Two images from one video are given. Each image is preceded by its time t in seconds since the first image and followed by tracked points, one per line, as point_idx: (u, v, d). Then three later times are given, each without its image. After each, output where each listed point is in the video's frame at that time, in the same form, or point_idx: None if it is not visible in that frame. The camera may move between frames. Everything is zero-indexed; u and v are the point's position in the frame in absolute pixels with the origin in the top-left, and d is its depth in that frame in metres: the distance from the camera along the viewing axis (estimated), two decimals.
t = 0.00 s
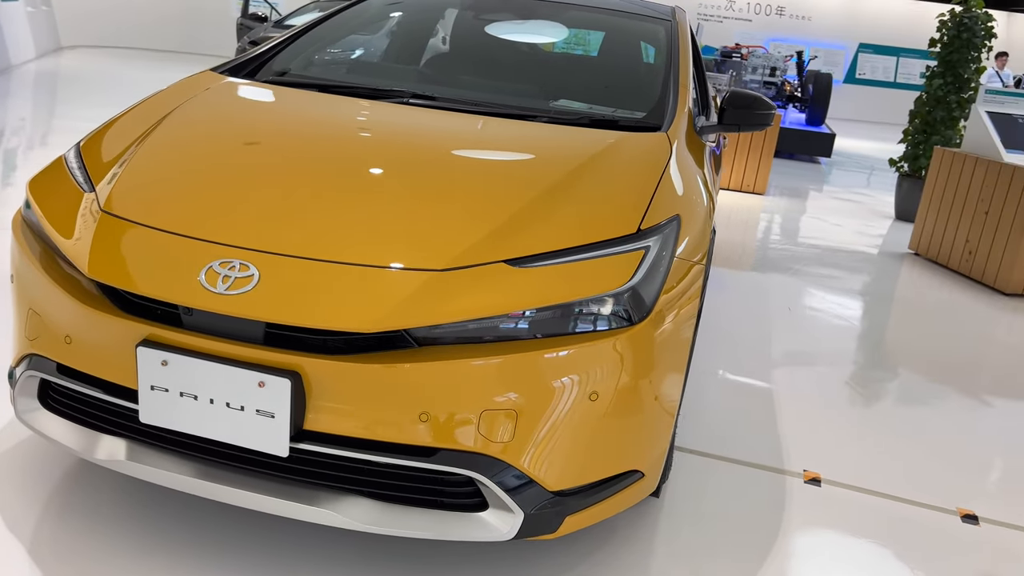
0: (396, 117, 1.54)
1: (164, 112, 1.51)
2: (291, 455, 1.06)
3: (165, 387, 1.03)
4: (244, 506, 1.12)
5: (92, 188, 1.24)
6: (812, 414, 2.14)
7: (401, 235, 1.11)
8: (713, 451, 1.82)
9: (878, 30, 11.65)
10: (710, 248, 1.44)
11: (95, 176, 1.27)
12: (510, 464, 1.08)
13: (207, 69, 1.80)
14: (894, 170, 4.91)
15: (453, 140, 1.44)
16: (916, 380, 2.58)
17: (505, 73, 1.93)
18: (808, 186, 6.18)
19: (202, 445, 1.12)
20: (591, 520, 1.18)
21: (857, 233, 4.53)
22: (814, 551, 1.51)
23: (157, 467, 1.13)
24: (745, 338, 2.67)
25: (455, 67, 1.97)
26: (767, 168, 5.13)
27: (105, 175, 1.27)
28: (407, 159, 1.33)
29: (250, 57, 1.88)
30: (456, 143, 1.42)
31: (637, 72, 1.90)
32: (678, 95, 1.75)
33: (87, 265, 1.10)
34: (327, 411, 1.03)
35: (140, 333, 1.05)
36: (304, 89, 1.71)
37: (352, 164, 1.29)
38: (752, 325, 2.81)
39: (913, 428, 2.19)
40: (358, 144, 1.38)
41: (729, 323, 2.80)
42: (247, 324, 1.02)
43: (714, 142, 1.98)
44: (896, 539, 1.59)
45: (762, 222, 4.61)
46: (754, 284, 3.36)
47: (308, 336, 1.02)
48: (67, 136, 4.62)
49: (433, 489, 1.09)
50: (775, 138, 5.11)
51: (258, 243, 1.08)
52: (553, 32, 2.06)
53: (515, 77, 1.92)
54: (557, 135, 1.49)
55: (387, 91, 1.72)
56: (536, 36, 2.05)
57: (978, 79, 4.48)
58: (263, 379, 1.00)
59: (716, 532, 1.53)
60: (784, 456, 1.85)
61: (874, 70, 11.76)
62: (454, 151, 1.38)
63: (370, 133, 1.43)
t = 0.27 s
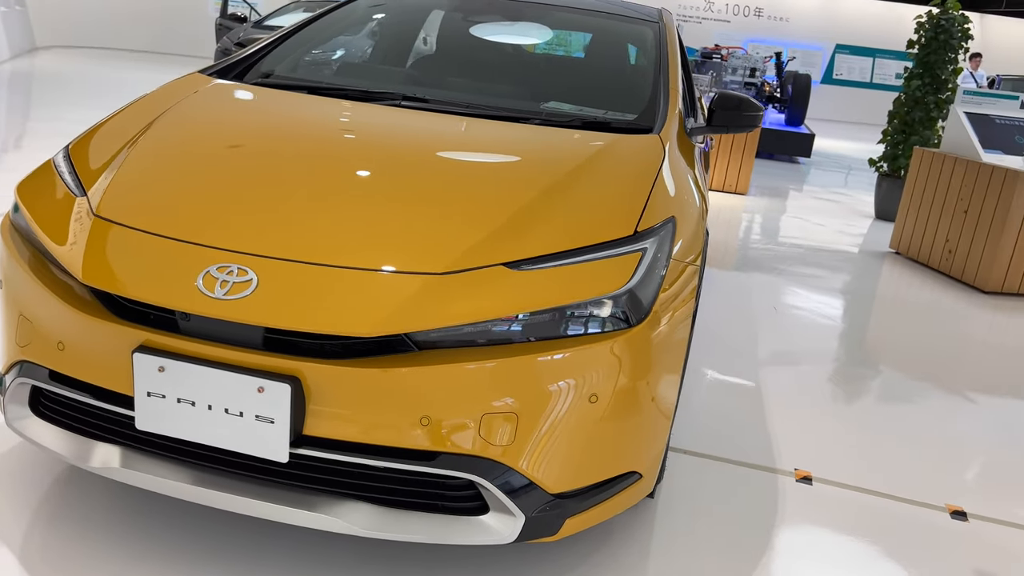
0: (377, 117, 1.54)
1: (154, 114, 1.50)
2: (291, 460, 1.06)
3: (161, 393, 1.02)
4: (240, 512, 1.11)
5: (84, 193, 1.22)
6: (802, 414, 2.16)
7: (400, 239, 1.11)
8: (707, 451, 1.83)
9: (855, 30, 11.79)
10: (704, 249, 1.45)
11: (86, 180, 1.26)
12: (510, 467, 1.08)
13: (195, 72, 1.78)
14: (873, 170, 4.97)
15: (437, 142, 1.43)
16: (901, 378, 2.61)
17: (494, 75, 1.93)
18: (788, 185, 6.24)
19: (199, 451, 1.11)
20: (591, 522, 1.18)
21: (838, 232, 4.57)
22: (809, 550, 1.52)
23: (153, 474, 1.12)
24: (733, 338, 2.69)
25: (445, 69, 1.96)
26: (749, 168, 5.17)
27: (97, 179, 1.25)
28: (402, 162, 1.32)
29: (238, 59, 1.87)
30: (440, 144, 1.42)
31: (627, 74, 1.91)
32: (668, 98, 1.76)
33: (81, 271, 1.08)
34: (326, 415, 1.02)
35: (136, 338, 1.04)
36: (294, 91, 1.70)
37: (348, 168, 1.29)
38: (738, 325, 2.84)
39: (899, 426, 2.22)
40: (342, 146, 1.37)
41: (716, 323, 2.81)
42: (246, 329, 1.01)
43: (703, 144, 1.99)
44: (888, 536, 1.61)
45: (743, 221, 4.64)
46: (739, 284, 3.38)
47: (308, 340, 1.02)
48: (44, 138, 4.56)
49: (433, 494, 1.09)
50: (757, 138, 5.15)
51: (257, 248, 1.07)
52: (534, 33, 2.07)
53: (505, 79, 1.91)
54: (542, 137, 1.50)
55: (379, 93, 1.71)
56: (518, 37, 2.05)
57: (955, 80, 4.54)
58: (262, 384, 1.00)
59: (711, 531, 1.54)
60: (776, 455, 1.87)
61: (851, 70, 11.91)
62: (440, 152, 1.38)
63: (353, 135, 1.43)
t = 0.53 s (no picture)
0: (365, 118, 1.54)
1: (149, 117, 1.48)
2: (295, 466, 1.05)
3: (164, 400, 1.01)
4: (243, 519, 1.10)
5: (80, 197, 1.21)
6: (797, 415, 2.17)
7: (404, 243, 1.11)
8: (705, 452, 1.84)
9: (838, 32, 11.89)
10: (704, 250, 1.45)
11: (83, 184, 1.24)
12: (516, 471, 1.07)
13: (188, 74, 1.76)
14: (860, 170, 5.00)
15: (427, 144, 1.43)
16: (893, 378, 2.63)
17: (490, 77, 1.93)
18: (774, 186, 6.28)
19: (200, 457, 1.10)
20: (595, 525, 1.18)
21: (825, 233, 4.60)
22: (809, 550, 1.53)
23: (154, 481, 1.10)
24: (726, 340, 2.70)
25: (440, 71, 1.95)
26: (736, 169, 5.20)
27: (94, 183, 1.24)
28: (402, 165, 1.32)
29: (232, 61, 1.85)
30: (430, 145, 1.42)
31: (623, 76, 1.91)
32: (665, 100, 1.76)
33: (81, 275, 1.07)
34: (331, 421, 1.01)
35: (137, 344, 1.03)
36: (290, 93, 1.69)
37: (348, 171, 1.28)
38: (731, 326, 2.85)
39: (891, 426, 2.24)
40: (329, 147, 1.37)
41: (709, 324, 2.83)
42: (250, 334, 1.00)
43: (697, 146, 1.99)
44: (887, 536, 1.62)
45: (731, 222, 4.67)
46: (730, 285, 3.40)
47: (312, 345, 1.01)
48: (29, 140, 4.51)
49: (439, 498, 1.08)
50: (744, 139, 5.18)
51: (261, 252, 1.06)
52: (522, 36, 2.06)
53: (500, 81, 1.91)
54: (533, 139, 1.50)
55: (375, 95, 1.70)
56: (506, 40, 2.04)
57: (939, 82, 4.59)
58: (266, 390, 0.99)
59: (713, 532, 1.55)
60: (773, 456, 1.87)
61: (834, 70, 12.02)
62: (429, 154, 1.38)
63: (343, 137, 1.42)
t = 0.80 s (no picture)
0: (354, 120, 1.53)
1: (148, 120, 1.47)
2: (303, 472, 1.04)
3: (170, 406, 1.00)
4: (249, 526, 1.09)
5: (81, 202, 1.20)
6: (795, 417, 2.17)
7: (411, 247, 1.10)
8: (706, 455, 1.84)
9: (825, 34, 11.96)
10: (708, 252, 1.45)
11: (83, 189, 1.23)
12: (528, 475, 1.06)
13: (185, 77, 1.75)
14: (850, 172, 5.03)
15: (421, 146, 1.42)
16: (888, 379, 2.64)
17: (488, 79, 1.92)
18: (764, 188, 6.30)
19: (206, 464, 1.09)
20: (604, 529, 1.17)
21: (817, 234, 4.62)
22: (813, 551, 1.54)
23: (158, 488, 1.09)
24: (722, 342, 2.71)
25: (438, 73, 1.95)
26: (727, 171, 5.22)
27: (95, 187, 1.22)
28: (406, 168, 1.31)
29: (229, 63, 1.84)
30: (426, 148, 1.40)
31: (622, 79, 1.91)
32: (665, 102, 1.76)
33: (84, 281, 1.06)
34: (340, 427, 1.00)
35: (142, 350, 1.02)
36: (288, 96, 1.67)
37: (352, 174, 1.27)
38: (726, 328, 2.86)
39: (888, 427, 2.25)
40: (321, 149, 1.35)
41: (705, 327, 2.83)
42: (258, 339, 0.99)
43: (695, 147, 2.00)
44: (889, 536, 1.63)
45: (723, 224, 4.68)
46: (723, 287, 3.41)
47: (321, 350, 1.00)
48: (17, 144, 4.46)
49: (447, 504, 1.08)
50: (735, 141, 5.20)
51: (268, 257, 1.06)
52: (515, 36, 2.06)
53: (498, 83, 1.91)
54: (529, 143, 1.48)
55: (375, 98, 1.69)
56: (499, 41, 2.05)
57: (928, 84, 4.62)
58: (275, 396, 0.98)
59: (717, 534, 1.55)
60: (774, 458, 1.88)
61: (820, 73, 12.11)
62: (423, 156, 1.37)
63: (335, 138, 1.41)
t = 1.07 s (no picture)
0: (350, 121, 1.53)
1: (151, 122, 1.46)
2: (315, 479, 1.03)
3: (180, 413, 0.99)
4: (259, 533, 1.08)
5: (85, 205, 1.18)
6: (796, 421, 2.18)
7: (422, 250, 1.09)
8: (712, 458, 1.85)
9: (814, 37, 12.03)
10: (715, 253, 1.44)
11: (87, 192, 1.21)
12: (541, 480, 1.06)
13: (185, 80, 1.73)
14: (842, 173, 5.06)
15: (415, 148, 1.41)
16: (887, 380, 2.66)
17: (490, 81, 1.92)
18: (757, 189, 6.32)
19: (215, 471, 1.08)
20: (616, 533, 1.16)
21: (811, 235, 4.64)
22: (821, 553, 1.54)
23: (166, 496, 1.07)
24: (722, 345, 2.72)
25: (439, 75, 1.94)
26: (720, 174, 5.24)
27: (99, 190, 1.21)
28: (413, 171, 1.30)
29: (230, 65, 1.83)
30: (421, 150, 1.40)
31: (623, 81, 1.90)
32: (668, 104, 1.76)
33: (91, 286, 1.04)
34: (352, 432, 1.00)
35: (151, 356, 1.00)
36: (291, 98, 1.66)
37: (359, 177, 1.26)
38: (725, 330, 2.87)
39: (888, 428, 2.26)
40: (318, 152, 1.34)
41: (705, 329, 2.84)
42: (270, 345, 0.98)
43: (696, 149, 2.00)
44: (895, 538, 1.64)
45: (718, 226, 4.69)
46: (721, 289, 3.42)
47: (334, 355, 0.99)
48: (9, 147, 4.43)
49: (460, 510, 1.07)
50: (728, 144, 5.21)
51: (279, 261, 1.05)
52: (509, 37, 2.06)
53: (500, 86, 1.90)
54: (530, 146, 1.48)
55: (378, 100, 1.68)
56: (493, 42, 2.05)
57: (920, 86, 4.65)
58: (287, 402, 0.97)
59: (726, 537, 1.55)
60: (778, 461, 1.89)
61: (810, 75, 12.18)
62: (420, 157, 1.36)
63: (330, 140, 1.40)
